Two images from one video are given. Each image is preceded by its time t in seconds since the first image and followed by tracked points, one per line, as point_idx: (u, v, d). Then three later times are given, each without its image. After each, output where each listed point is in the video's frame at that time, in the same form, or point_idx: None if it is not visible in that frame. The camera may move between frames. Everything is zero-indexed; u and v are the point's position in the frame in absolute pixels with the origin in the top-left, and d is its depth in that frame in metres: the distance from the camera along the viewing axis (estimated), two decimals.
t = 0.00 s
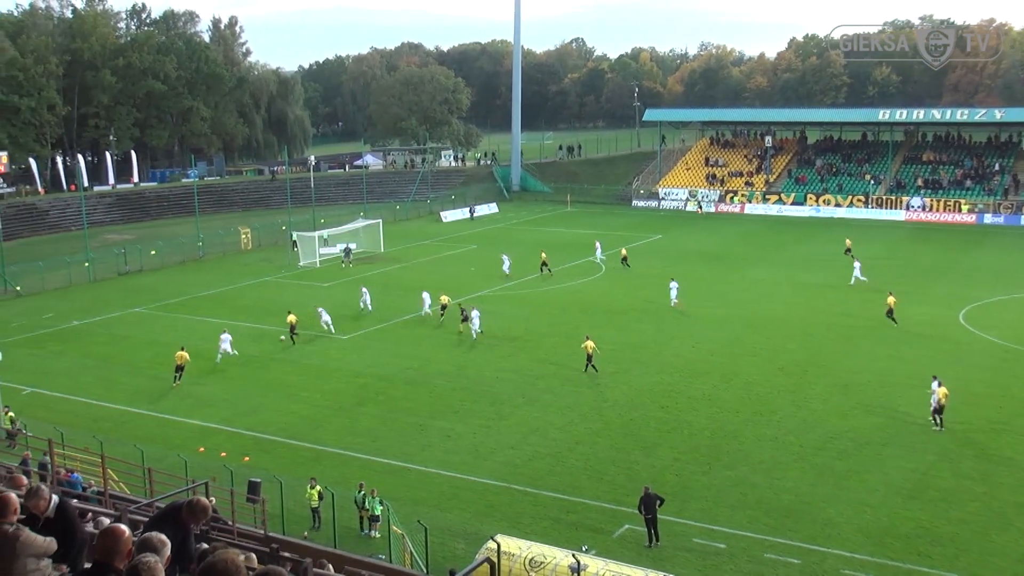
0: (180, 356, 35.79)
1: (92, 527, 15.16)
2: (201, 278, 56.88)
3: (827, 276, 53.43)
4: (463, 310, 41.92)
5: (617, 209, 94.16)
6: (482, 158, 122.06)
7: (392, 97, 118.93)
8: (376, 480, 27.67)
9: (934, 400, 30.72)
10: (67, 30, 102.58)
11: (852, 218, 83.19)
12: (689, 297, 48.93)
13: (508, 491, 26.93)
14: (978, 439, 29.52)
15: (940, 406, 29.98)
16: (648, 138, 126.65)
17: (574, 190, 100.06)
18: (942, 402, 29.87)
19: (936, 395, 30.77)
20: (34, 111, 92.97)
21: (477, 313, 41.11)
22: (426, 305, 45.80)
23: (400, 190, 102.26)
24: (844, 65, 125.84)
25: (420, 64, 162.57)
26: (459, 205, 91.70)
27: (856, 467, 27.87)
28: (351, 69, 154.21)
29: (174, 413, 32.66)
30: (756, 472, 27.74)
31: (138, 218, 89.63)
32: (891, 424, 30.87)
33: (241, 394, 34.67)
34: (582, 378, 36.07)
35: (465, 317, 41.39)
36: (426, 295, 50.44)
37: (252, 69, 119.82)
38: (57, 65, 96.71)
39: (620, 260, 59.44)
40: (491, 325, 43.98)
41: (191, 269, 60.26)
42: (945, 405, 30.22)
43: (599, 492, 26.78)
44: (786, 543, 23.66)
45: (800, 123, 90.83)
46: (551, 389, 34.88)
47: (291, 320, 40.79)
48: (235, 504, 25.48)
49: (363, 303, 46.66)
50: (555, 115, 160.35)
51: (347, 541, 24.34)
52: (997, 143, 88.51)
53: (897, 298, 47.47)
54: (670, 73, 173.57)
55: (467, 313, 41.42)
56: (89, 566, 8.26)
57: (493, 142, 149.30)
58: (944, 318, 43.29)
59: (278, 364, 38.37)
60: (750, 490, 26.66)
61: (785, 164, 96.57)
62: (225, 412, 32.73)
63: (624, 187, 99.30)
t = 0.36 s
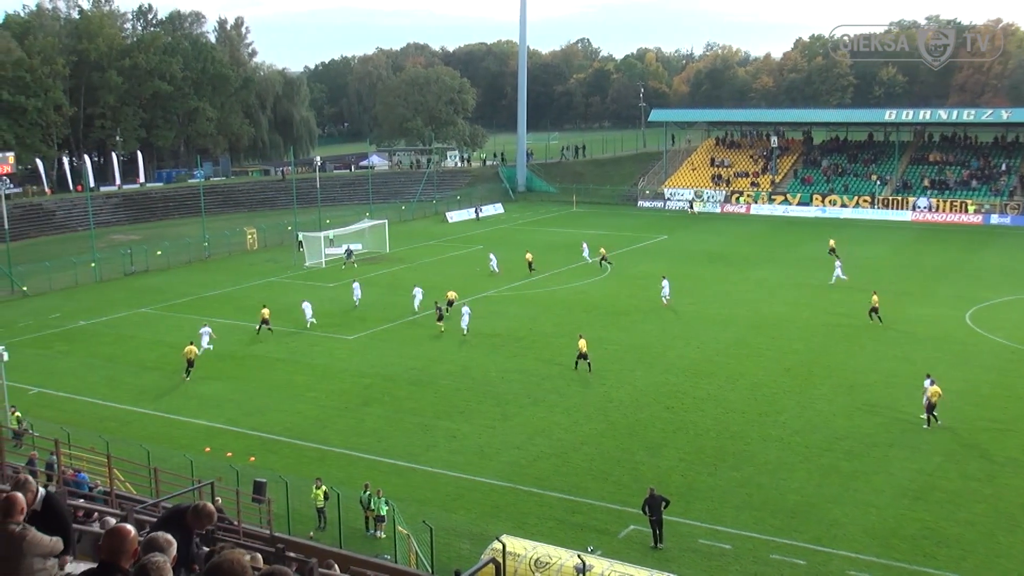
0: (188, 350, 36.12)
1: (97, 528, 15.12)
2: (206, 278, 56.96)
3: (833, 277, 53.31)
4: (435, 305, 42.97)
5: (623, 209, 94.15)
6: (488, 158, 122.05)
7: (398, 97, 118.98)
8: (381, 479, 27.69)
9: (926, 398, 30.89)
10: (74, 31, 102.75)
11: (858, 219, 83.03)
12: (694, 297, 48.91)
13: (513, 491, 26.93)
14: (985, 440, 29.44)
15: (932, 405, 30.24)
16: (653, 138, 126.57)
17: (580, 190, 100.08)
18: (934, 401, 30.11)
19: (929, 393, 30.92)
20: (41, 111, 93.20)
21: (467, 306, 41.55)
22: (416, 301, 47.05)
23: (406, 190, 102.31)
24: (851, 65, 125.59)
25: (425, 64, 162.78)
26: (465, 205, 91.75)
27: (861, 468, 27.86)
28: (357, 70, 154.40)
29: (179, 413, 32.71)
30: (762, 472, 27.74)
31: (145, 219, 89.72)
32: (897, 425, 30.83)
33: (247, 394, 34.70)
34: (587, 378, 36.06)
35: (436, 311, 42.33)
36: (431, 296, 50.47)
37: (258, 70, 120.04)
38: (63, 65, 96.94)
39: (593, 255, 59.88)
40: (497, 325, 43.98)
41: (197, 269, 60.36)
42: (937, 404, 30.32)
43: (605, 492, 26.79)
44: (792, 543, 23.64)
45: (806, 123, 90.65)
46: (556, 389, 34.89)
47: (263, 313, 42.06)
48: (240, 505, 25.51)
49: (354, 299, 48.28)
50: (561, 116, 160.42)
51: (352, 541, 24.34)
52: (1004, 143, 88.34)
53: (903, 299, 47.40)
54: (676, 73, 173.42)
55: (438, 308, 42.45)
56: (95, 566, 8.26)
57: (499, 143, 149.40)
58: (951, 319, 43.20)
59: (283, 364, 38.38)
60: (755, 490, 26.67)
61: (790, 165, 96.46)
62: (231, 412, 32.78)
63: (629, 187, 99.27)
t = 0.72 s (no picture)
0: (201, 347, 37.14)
1: (105, 527, 15.15)
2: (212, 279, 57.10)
3: (839, 278, 53.24)
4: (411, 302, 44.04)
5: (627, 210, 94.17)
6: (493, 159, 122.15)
7: (403, 98, 119.07)
8: (386, 480, 27.70)
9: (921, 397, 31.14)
10: (80, 32, 102.93)
11: (864, 220, 82.91)
12: (700, 298, 48.90)
13: (518, 492, 26.95)
14: (992, 441, 29.39)
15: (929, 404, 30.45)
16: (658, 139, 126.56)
17: (585, 191, 100.09)
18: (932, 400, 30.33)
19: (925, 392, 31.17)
20: (47, 112, 93.41)
21: (458, 304, 42.36)
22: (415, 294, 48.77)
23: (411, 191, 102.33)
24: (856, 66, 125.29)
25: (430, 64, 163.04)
26: (470, 206, 91.84)
27: (867, 469, 27.82)
28: (362, 70, 154.69)
29: (185, 413, 32.77)
30: (768, 474, 27.70)
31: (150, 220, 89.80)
32: (902, 426, 30.77)
33: (252, 394, 34.77)
34: (592, 379, 36.06)
35: (413, 310, 43.51)
36: (436, 296, 50.51)
37: (264, 71, 120.23)
38: (69, 66, 97.13)
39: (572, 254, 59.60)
40: (502, 326, 44.00)
41: (203, 270, 60.51)
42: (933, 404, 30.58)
43: (610, 493, 26.79)
44: (798, 544, 23.60)
45: (811, 123, 90.54)
46: (562, 390, 34.89)
47: (240, 309, 44.31)
48: (246, 505, 25.55)
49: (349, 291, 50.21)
50: (566, 117, 160.63)
51: (358, 541, 24.35)
52: (1010, 144, 88.24)
53: (909, 300, 47.31)
54: (681, 74, 173.45)
55: (414, 306, 43.59)
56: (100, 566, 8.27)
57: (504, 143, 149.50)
58: (957, 320, 43.14)
59: (289, 364, 38.41)
60: (760, 491, 26.62)
61: (795, 166, 96.37)
62: (237, 412, 32.83)
63: (634, 188, 99.27)
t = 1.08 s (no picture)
0: (216, 343, 37.92)
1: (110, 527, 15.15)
2: (216, 279, 57.24)
3: (844, 279, 53.15)
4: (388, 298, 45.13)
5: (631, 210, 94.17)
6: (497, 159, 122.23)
7: (407, 98, 119.14)
8: (389, 480, 27.73)
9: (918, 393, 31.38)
10: (85, 32, 103.08)
11: (868, 220, 82.72)
12: (704, 298, 48.88)
13: (522, 492, 26.93)
14: (997, 442, 29.34)
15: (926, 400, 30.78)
16: (663, 139, 126.62)
17: (589, 191, 100.16)
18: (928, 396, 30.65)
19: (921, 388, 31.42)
20: (52, 112, 93.62)
21: (456, 298, 43.47)
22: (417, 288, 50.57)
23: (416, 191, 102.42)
24: (861, 66, 125.20)
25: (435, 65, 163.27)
26: (475, 206, 91.97)
27: (872, 469, 27.78)
28: (366, 71, 154.99)
29: (190, 413, 32.83)
30: (772, 474, 27.69)
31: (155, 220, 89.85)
32: (907, 428, 30.68)
33: (256, 394, 34.80)
34: (596, 379, 36.06)
35: (389, 306, 44.67)
36: (440, 296, 50.53)
37: (268, 71, 120.45)
38: (74, 67, 97.28)
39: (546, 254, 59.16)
40: (507, 326, 44.00)
41: (207, 270, 60.61)
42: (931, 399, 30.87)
43: (614, 493, 26.76)
44: (803, 545, 23.56)
45: (815, 123, 90.44)
46: (565, 390, 34.88)
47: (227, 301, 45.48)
48: (251, 506, 25.58)
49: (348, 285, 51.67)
50: (570, 117, 160.85)
51: (362, 542, 24.31)
52: (1014, 144, 88.23)
53: (913, 300, 47.23)
54: (686, 74, 173.49)
55: (392, 301, 44.76)
56: (105, 565, 8.28)
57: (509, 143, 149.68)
58: (962, 320, 43.06)
59: (293, 365, 38.43)
60: (765, 492, 26.56)
61: (800, 166, 96.28)
62: (242, 412, 32.86)
63: (638, 188, 99.25)
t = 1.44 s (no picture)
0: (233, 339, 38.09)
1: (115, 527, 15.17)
2: (220, 279, 57.31)
3: (848, 279, 53.09)
4: (372, 294, 46.39)
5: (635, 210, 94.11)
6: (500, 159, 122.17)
7: (410, 98, 119.16)
8: (393, 480, 27.74)
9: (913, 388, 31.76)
10: (89, 33, 103.12)
11: (872, 220, 82.58)
12: (707, 298, 48.87)
13: (526, 492, 26.95)
14: (1001, 442, 29.29)
15: (922, 397, 31.19)
16: (666, 140, 126.52)
17: (592, 191, 100.26)
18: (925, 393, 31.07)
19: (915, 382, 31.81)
20: (56, 113, 93.77)
21: (451, 296, 44.25)
22: (420, 281, 52.05)
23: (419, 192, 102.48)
24: (865, 66, 125.03)
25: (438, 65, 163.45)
26: (478, 207, 92.00)
27: (876, 470, 27.75)
28: (369, 71, 155.19)
29: (194, 413, 32.88)
30: (776, 475, 27.68)
31: (159, 221, 89.89)
32: (911, 428, 30.64)
33: (259, 395, 34.86)
34: (599, 380, 36.07)
35: (371, 301, 45.94)
36: (443, 297, 50.56)
37: (272, 72, 120.56)
38: (78, 68, 97.39)
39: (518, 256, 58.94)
40: (511, 326, 44.03)
41: (211, 271, 60.70)
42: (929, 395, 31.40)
43: (618, 494, 26.75)
44: (807, 546, 23.55)
45: (819, 124, 90.36)
46: (569, 390, 34.89)
47: (217, 292, 47.17)
48: (255, 506, 25.61)
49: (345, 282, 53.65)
50: (573, 117, 160.84)
51: (365, 542, 24.31)
52: (1018, 144, 88.14)
53: (917, 301, 47.18)
54: (689, 74, 173.39)
55: (373, 296, 45.95)
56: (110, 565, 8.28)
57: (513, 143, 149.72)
58: (966, 321, 42.99)
59: (296, 365, 38.48)
60: (768, 493, 26.56)
61: (803, 167, 96.23)
62: (245, 413, 32.90)
63: (642, 189, 99.22)
